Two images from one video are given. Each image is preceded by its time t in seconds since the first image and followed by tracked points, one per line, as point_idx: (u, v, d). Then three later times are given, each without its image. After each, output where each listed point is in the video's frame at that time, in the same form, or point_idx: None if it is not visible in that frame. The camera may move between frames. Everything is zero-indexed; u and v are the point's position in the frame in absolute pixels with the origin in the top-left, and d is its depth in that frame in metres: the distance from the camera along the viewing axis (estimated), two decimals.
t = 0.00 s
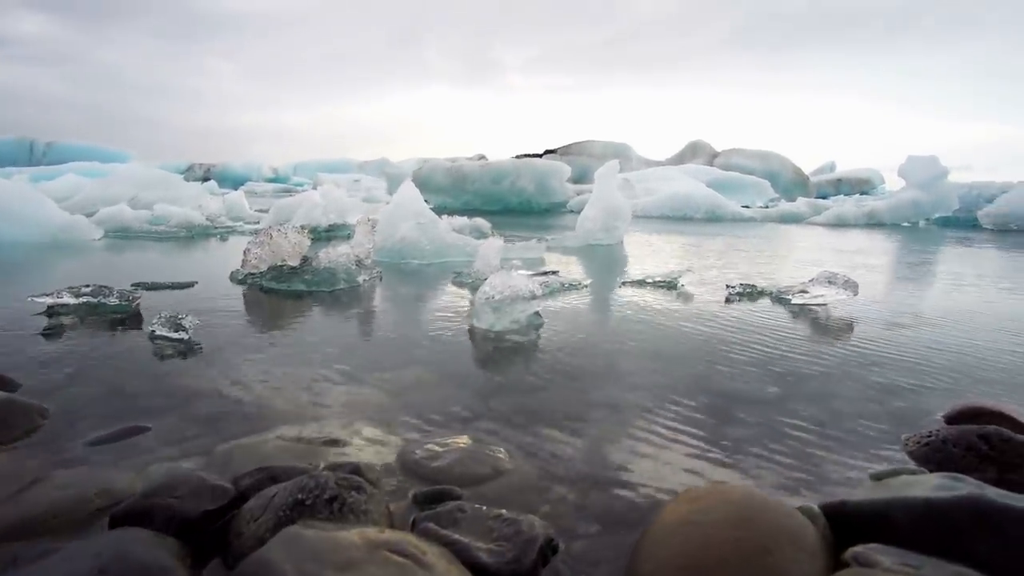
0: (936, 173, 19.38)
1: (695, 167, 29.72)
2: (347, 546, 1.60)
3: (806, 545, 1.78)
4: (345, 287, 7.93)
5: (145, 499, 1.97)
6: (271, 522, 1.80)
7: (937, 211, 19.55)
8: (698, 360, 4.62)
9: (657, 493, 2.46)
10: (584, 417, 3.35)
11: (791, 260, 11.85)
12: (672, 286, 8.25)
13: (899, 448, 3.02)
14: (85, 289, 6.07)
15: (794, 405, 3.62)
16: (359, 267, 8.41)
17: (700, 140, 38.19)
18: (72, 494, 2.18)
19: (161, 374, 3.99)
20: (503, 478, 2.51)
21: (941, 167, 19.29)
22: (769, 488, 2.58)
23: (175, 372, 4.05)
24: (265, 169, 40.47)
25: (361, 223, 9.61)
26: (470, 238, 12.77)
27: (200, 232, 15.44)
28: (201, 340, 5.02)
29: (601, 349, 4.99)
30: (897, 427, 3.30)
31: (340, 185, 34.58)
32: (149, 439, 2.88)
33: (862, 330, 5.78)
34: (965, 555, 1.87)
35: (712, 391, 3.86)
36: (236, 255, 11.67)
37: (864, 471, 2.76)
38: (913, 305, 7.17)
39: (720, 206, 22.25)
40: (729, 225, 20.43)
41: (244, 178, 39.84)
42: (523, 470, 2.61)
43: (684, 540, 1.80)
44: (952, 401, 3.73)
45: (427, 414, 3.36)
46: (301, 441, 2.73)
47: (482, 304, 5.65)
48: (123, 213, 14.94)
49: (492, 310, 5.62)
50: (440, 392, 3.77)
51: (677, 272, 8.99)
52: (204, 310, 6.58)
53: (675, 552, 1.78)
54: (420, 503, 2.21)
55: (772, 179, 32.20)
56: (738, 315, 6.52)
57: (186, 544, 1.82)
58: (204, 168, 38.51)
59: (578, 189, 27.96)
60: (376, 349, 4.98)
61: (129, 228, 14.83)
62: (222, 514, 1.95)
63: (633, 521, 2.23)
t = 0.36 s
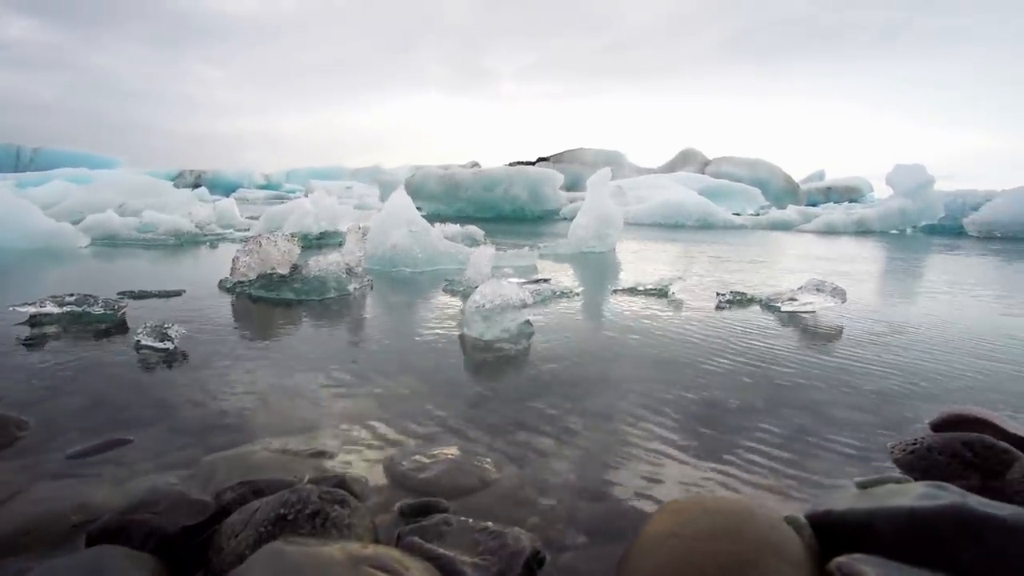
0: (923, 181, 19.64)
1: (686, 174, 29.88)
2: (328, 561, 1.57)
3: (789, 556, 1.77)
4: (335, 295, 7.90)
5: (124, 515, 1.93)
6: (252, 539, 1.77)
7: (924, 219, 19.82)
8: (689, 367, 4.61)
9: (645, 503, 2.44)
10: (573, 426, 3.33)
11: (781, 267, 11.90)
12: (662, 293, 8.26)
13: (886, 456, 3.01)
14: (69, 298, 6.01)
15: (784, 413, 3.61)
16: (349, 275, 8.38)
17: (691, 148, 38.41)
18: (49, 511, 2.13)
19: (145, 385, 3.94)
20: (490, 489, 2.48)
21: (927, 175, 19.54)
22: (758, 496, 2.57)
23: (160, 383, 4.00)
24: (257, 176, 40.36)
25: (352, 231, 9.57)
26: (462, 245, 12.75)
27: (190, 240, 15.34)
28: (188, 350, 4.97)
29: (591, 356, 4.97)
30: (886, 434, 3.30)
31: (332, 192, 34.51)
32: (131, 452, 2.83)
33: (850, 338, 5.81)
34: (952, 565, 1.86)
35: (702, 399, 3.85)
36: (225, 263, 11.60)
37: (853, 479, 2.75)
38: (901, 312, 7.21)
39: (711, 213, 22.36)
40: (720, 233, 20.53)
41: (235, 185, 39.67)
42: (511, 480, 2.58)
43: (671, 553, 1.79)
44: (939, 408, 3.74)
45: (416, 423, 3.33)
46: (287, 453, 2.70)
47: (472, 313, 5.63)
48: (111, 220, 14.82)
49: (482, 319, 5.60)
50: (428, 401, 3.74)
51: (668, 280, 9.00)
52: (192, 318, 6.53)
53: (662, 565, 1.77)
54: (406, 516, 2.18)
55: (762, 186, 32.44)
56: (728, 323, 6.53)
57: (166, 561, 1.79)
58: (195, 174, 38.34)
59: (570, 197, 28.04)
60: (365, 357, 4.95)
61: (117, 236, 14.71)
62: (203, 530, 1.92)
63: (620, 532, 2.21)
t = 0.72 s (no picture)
0: (910, 189, 19.81)
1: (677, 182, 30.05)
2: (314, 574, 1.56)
3: (777, 567, 1.77)
4: (325, 302, 7.86)
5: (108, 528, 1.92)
6: (237, 552, 1.76)
7: (912, 226, 19.94)
8: (678, 375, 4.62)
9: (634, 512, 2.44)
10: (563, 435, 3.33)
11: (770, 274, 11.97)
12: (653, 300, 8.28)
13: (874, 464, 3.01)
14: (55, 306, 5.95)
15: (772, 421, 3.62)
16: (339, 282, 8.35)
17: (682, 155, 38.62)
18: (29, 524, 2.10)
19: (131, 394, 3.90)
20: (479, 499, 2.47)
21: (915, 183, 19.70)
22: (747, 505, 2.57)
23: (146, 392, 3.96)
24: (248, 183, 40.25)
25: (342, 239, 9.53)
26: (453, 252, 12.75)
27: (179, 246, 15.23)
28: (175, 358, 4.93)
29: (582, 364, 4.97)
30: (873, 441, 3.31)
31: (323, 198, 34.43)
32: (116, 463, 2.80)
33: (838, 345, 5.85)
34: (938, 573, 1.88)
35: (692, 407, 3.86)
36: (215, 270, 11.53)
37: (841, 487, 2.75)
38: (888, 319, 7.27)
39: (701, 220, 22.48)
40: (710, 239, 20.66)
41: (225, 191, 39.51)
42: (500, 491, 2.57)
43: (659, 564, 1.80)
44: (926, 415, 3.76)
45: (405, 432, 3.31)
46: (274, 463, 2.68)
47: (462, 321, 5.62)
48: (99, 227, 14.71)
49: (472, 326, 5.59)
50: (417, 410, 3.72)
51: (658, 287, 9.03)
52: (180, 326, 6.48)
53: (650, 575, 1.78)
54: (394, 527, 2.17)
55: (752, 194, 32.68)
56: (717, 330, 6.55)
57: None
58: (185, 180, 38.16)
59: (561, 204, 28.11)
60: (355, 365, 4.93)
61: (104, 243, 14.60)
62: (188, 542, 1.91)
63: (609, 542, 2.21)
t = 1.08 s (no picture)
0: (899, 194, 20.00)
1: (669, 187, 30.17)
2: None
3: None
4: (316, 309, 7.82)
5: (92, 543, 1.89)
6: (224, 568, 1.74)
7: (901, 231, 20.14)
8: (672, 382, 4.62)
9: (626, 523, 2.43)
10: (555, 444, 3.31)
11: (762, 279, 12.02)
12: (645, 306, 8.29)
13: (867, 472, 3.00)
14: (42, 313, 5.88)
15: (764, 428, 3.63)
16: (331, 288, 8.31)
17: (674, 160, 38.83)
18: (12, 540, 2.07)
19: (119, 403, 3.85)
20: (471, 511, 2.45)
21: (904, 188, 19.88)
22: (740, 514, 2.56)
23: (134, 401, 3.91)
24: (239, 188, 40.07)
25: (333, 245, 9.49)
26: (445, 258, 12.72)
27: (169, 251, 15.12)
28: (164, 366, 4.88)
29: (575, 371, 4.96)
30: (865, 449, 3.32)
31: (315, 203, 34.33)
32: (102, 475, 2.76)
33: (830, 351, 5.87)
34: None
35: (685, 415, 3.85)
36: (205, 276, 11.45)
37: (834, 495, 2.75)
38: (878, 325, 7.31)
39: (693, 225, 22.58)
40: (702, 244, 20.74)
41: (217, 197, 39.33)
42: (491, 501, 2.55)
43: None
44: (917, 422, 3.77)
45: (396, 443, 3.29)
46: (263, 475, 2.66)
47: (454, 328, 5.60)
48: (88, 232, 14.59)
49: (464, 334, 5.58)
50: (410, 419, 3.70)
51: (650, 292, 9.04)
52: (169, 333, 6.42)
53: None
54: (384, 540, 2.15)
55: (743, 199, 32.88)
56: (709, 336, 6.57)
57: None
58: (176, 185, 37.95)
59: (554, 209, 28.16)
60: (346, 373, 4.90)
61: (94, 248, 14.48)
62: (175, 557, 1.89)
63: (601, 553, 2.20)
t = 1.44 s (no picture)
0: (888, 201, 20.17)
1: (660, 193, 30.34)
2: None
3: None
4: (305, 315, 7.78)
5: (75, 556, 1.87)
6: None
7: (890, 237, 20.31)
8: (662, 390, 4.63)
9: (615, 533, 2.42)
10: (545, 453, 3.30)
11: (752, 285, 12.09)
12: (635, 312, 8.32)
13: (856, 480, 3.01)
14: (28, 320, 5.82)
15: (753, 436, 3.64)
16: (320, 295, 8.28)
17: (665, 167, 39.09)
18: None
19: (104, 412, 3.81)
20: (460, 521, 2.44)
21: (893, 195, 20.03)
22: (730, 523, 2.57)
23: (121, 409, 3.88)
24: (230, 193, 39.93)
25: (323, 251, 9.45)
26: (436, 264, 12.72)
27: (159, 257, 15.01)
28: (151, 374, 4.84)
29: (565, 379, 4.96)
30: (854, 457, 3.33)
31: (306, 208, 34.24)
32: (86, 486, 2.72)
33: (819, 358, 5.90)
34: None
35: (675, 423, 3.86)
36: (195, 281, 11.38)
37: (822, 503, 2.76)
38: (867, 332, 7.37)
39: (683, 231, 22.69)
40: (693, 250, 20.86)
41: (208, 201, 39.17)
42: (480, 511, 2.55)
43: None
44: (905, 430, 3.79)
45: (385, 452, 3.26)
46: (249, 485, 2.64)
47: (445, 335, 5.59)
48: (76, 237, 14.48)
49: (455, 341, 5.57)
50: (400, 428, 3.68)
51: (641, 299, 9.07)
52: (157, 340, 6.37)
53: None
54: (371, 551, 2.14)
55: (734, 205, 33.09)
56: (699, 343, 6.60)
57: None
58: (167, 190, 37.78)
59: (546, 215, 28.24)
60: (336, 380, 4.87)
61: (82, 253, 14.37)
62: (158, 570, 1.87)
63: (589, 564, 2.20)
